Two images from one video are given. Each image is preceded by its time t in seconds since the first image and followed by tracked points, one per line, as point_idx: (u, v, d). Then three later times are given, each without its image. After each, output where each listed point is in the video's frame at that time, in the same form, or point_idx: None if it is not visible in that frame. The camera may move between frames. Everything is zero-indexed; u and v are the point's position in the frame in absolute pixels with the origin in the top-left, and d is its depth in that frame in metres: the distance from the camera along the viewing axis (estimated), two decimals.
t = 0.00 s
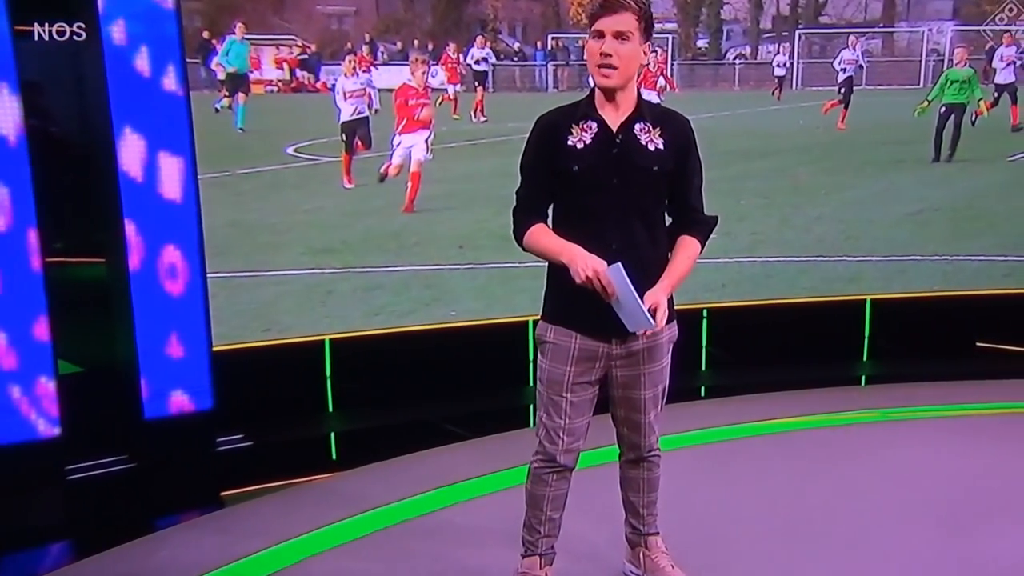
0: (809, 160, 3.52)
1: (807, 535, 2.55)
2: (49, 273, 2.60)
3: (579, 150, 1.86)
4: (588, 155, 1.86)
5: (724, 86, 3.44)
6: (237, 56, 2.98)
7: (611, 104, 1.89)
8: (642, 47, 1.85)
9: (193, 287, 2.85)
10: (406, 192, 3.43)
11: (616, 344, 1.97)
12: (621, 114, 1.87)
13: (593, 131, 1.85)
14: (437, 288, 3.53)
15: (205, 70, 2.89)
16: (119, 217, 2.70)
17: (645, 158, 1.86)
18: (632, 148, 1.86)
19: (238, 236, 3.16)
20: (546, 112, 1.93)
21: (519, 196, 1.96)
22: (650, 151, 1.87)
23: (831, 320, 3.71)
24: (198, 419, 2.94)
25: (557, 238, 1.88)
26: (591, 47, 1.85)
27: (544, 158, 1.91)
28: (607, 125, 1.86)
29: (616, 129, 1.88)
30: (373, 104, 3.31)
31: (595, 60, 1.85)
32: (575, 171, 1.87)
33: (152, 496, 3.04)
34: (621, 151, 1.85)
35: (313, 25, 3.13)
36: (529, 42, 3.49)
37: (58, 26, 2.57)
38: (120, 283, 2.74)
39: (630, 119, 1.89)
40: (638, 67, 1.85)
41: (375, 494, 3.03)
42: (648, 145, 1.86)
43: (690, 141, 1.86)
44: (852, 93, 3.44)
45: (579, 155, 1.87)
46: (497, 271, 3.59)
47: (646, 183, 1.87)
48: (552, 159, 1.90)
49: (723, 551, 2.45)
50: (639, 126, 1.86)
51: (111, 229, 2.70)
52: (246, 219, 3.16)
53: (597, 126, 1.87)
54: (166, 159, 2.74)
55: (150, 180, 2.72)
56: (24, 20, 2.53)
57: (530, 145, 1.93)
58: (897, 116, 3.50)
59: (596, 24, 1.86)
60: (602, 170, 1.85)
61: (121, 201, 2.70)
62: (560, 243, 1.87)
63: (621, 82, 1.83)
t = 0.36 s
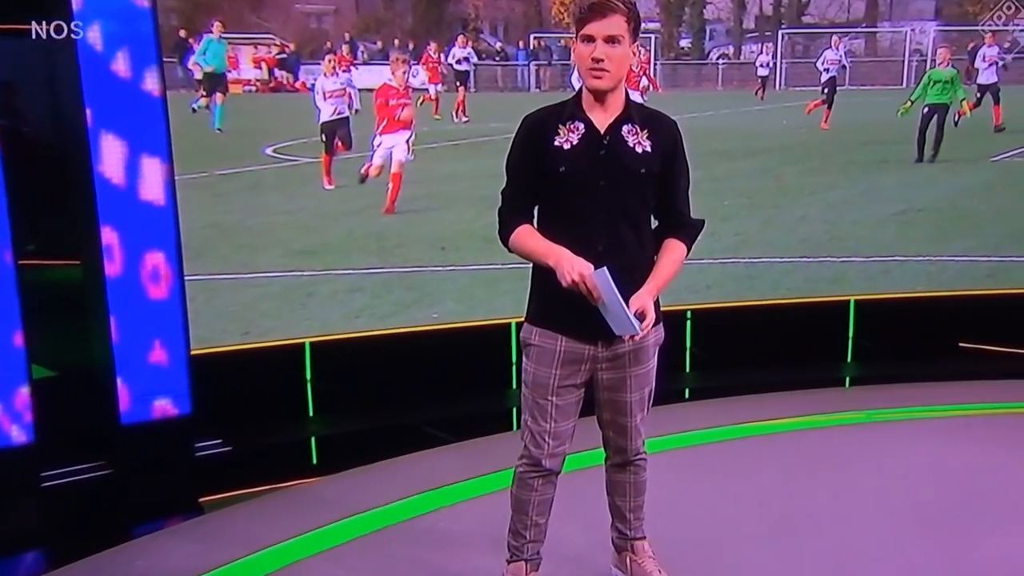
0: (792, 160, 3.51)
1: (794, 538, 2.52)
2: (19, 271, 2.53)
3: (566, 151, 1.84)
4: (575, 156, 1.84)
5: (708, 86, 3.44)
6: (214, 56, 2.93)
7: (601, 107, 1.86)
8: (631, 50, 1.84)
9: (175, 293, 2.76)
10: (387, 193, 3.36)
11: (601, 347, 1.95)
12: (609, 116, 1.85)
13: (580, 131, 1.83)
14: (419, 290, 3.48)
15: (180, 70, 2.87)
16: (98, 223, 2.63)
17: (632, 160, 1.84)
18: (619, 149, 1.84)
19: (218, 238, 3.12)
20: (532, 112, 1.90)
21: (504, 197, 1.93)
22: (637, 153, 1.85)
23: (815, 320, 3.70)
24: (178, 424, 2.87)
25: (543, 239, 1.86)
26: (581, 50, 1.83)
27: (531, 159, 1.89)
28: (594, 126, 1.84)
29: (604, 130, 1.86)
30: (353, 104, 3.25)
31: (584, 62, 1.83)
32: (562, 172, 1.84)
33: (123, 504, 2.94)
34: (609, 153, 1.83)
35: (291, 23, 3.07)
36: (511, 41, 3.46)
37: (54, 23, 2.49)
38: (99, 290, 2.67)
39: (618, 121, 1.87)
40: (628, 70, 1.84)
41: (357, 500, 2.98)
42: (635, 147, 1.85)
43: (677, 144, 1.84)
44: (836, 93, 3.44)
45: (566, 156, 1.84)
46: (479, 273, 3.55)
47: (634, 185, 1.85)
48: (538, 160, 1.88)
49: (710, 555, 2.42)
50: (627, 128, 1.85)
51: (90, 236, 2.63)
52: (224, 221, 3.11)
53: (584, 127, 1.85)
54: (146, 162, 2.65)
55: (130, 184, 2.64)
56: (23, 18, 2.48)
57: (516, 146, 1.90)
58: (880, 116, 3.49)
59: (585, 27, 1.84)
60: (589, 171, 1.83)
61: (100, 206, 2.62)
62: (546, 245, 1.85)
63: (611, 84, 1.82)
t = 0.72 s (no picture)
0: (781, 160, 3.47)
1: (786, 542, 2.50)
2: None
3: (557, 152, 1.81)
4: (566, 157, 1.81)
5: (695, 87, 3.41)
6: (195, 55, 2.89)
7: (591, 107, 1.84)
8: (622, 50, 1.82)
9: (163, 297, 2.67)
10: (372, 194, 3.31)
11: (593, 350, 1.94)
12: (600, 117, 1.83)
13: (571, 132, 1.80)
14: (404, 293, 3.43)
15: (161, 69, 2.82)
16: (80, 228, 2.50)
17: (624, 161, 1.82)
18: (611, 151, 1.82)
19: (199, 240, 3.06)
20: (521, 112, 1.87)
21: (493, 199, 1.89)
22: (629, 154, 1.84)
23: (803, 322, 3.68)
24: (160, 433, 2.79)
25: (533, 241, 1.83)
26: (572, 51, 1.81)
27: (520, 159, 1.85)
28: (586, 127, 1.81)
29: (594, 131, 1.84)
30: (337, 104, 3.20)
31: (575, 62, 1.81)
32: (553, 173, 1.82)
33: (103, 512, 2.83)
34: (600, 154, 1.81)
35: (273, 22, 3.03)
36: (497, 41, 3.41)
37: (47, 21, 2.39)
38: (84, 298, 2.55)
39: (609, 121, 1.85)
40: (618, 72, 1.82)
41: (343, 506, 2.94)
42: (627, 148, 1.83)
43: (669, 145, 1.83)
44: (823, 94, 3.42)
45: (557, 157, 1.82)
46: (465, 275, 3.51)
47: (625, 187, 1.83)
48: (528, 160, 1.85)
49: (700, 560, 2.40)
50: (618, 129, 1.83)
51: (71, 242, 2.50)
52: (206, 223, 3.06)
53: (575, 128, 1.82)
54: (131, 163, 2.55)
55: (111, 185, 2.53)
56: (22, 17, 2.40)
57: (506, 146, 1.87)
58: (867, 117, 3.47)
59: (576, 27, 1.82)
60: (581, 172, 1.80)
61: (82, 210, 2.50)
62: (536, 247, 1.82)
63: (602, 86, 1.80)
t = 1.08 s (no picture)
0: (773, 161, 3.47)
1: (781, 546, 2.47)
2: None
3: (549, 152, 1.78)
4: (558, 158, 1.78)
5: (685, 87, 3.37)
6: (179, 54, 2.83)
7: (584, 107, 1.81)
8: (615, 49, 1.79)
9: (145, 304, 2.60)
10: (359, 195, 3.27)
11: (586, 354, 1.91)
12: (593, 117, 1.80)
13: (564, 132, 1.77)
14: (392, 295, 3.39)
15: (145, 68, 2.76)
16: (67, 234, 2.45)
17: (617, 162, 1.79)
18: (604, 151, 1.79)
19: (183, 242, 3.01)
20: (512, 113, 1.84)
21: (484, 202, 1.86)
22: (622, 155, 1.81)
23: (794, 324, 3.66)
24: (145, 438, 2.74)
25: (525, 244, 1.80)
26: (564, 49, 1.77)
27: (511, 161, 1.82)
28: (578, 127, 1.78)
29: (587, 131, 1.81)
30: (324, 104, 3.15)
31: (567, 61, 1.77)
32: (545, 174, 1.78)
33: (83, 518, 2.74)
34: (593, 155, 1.78)
35: (258, 21, 2.97)
36: (486, 41, 3.38)
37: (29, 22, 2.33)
38: (71, 306, 2.49)
39: (601, 122, 1.82)
40: (612, 70, 1.79)
41: (331, 512, 2.89)
42: (620, 148, 1.80)
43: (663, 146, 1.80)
44: (815, 94, 3.41)
45: (549, 158, 1.78)
46: (454, 277, 3.47)
47: (618, 188, 1.80)
48: (520, 162, 1.82)
49: (694, 565, 2.36)
50: (611, 129, 1.80)
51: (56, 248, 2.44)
52: (190, 225, 3.00)
53: (567, 128, 1.79)
54: (119, 166, 2.50)
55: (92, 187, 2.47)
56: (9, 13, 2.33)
57: (497, 148, 1.84)
58: (858, 117, 3.46)
59: (567, 26, 1.79)
60: (573, 173, 1.77)
61: (68, 216, 2.44)
62: (528, 249, 1.79)
63: (595, 85, 1.76)
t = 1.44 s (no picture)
0: (764, 164, 3.44)
1: (777, 554, 2.42)
2: None
3: (542, 155, 1.74)
4: (551, 161, 1.75)
5: (677, 88, 3.34)
6: (163, 56, 2.77)
7: (576, 108, 1.78)
8: (606, 47, 1.76)
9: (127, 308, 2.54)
10: (347, 198, 3.21)
11: (581, 359, 1.87)
12: (586, 118, 1.77)
13: (556, 135, 1.74)
14: (380, 300, 3.34)
15: (127, 70, 2.70)
16: (53, 242, 2.39)
17: (610, 164, 1.76)
18: (597, 154, 1.75)
19: (166, 246, 2.94)
20: (504, 116, 1.80)
21: (476, 206, 1.83)
22: (615, 157, 1.77)
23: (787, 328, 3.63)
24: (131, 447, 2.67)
25: (518, 249, 1.77)
26: (554, 49, 1.74)
27: (503, 164, 1.78)
28: (571, 129, 1.75)
29: (580, 134, 1.77)
30: (311, 106, 3.09)
31: (558, 61, 1.74)
32: (538, 177, 1.75)
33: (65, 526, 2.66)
34: (587, 157, 1.74)
35: (244, 21, 2.92)
36: (474, 42, 3.32)
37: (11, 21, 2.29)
38: (58, 316, 2.44)
39: (595, 123, 1.78)
40: (604, 69, 1.76)
41: (318, 521, 2.83)
42: (614, 151, 1.76)
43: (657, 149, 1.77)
44: (808, 97, 3.39)
45: (541, 161, 1.75)
46: (444, 281, 3.42)
47: (612, 191, 1.77)
48: (513, 165, 1.78)
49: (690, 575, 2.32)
50: (604, 131, 1.76)
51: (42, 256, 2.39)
52: (173, 229, 2.94)
53: (560, 130, 1.76)
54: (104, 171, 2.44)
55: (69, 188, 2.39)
56: None
57: (489, 151, 1.80)
58: (850, 120, 3.44)
59: (557, 25, 1.76)
60: (567, 176, 1.73)
61: (54, 223, 2.39)
62: (521, 254, 1.76)
63: (588, 84, 1.73)
